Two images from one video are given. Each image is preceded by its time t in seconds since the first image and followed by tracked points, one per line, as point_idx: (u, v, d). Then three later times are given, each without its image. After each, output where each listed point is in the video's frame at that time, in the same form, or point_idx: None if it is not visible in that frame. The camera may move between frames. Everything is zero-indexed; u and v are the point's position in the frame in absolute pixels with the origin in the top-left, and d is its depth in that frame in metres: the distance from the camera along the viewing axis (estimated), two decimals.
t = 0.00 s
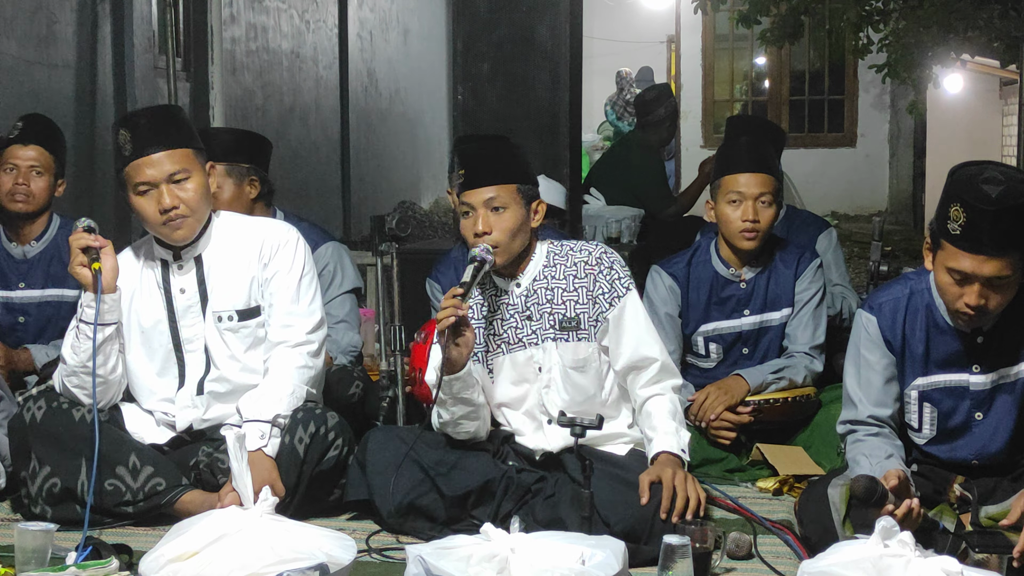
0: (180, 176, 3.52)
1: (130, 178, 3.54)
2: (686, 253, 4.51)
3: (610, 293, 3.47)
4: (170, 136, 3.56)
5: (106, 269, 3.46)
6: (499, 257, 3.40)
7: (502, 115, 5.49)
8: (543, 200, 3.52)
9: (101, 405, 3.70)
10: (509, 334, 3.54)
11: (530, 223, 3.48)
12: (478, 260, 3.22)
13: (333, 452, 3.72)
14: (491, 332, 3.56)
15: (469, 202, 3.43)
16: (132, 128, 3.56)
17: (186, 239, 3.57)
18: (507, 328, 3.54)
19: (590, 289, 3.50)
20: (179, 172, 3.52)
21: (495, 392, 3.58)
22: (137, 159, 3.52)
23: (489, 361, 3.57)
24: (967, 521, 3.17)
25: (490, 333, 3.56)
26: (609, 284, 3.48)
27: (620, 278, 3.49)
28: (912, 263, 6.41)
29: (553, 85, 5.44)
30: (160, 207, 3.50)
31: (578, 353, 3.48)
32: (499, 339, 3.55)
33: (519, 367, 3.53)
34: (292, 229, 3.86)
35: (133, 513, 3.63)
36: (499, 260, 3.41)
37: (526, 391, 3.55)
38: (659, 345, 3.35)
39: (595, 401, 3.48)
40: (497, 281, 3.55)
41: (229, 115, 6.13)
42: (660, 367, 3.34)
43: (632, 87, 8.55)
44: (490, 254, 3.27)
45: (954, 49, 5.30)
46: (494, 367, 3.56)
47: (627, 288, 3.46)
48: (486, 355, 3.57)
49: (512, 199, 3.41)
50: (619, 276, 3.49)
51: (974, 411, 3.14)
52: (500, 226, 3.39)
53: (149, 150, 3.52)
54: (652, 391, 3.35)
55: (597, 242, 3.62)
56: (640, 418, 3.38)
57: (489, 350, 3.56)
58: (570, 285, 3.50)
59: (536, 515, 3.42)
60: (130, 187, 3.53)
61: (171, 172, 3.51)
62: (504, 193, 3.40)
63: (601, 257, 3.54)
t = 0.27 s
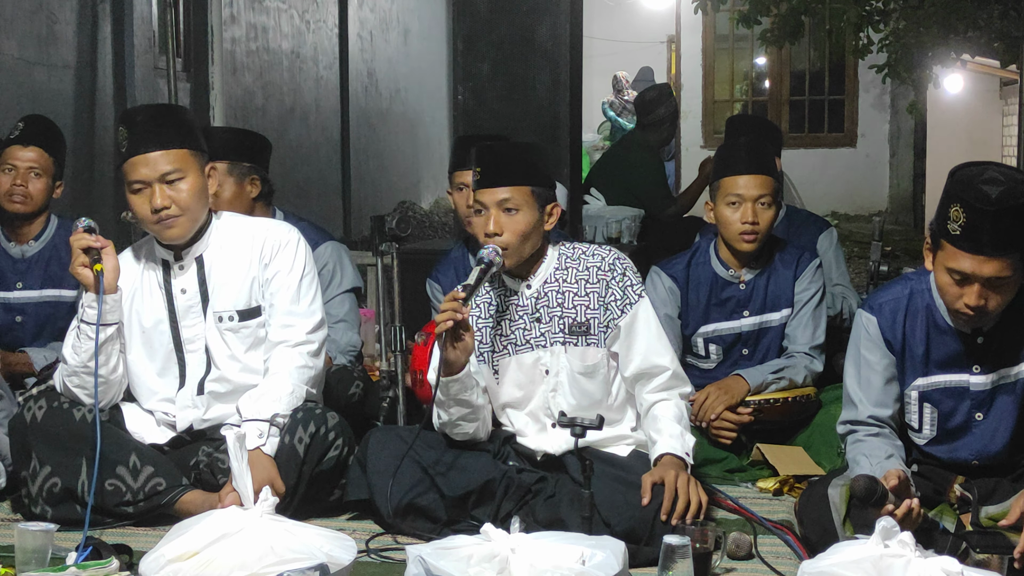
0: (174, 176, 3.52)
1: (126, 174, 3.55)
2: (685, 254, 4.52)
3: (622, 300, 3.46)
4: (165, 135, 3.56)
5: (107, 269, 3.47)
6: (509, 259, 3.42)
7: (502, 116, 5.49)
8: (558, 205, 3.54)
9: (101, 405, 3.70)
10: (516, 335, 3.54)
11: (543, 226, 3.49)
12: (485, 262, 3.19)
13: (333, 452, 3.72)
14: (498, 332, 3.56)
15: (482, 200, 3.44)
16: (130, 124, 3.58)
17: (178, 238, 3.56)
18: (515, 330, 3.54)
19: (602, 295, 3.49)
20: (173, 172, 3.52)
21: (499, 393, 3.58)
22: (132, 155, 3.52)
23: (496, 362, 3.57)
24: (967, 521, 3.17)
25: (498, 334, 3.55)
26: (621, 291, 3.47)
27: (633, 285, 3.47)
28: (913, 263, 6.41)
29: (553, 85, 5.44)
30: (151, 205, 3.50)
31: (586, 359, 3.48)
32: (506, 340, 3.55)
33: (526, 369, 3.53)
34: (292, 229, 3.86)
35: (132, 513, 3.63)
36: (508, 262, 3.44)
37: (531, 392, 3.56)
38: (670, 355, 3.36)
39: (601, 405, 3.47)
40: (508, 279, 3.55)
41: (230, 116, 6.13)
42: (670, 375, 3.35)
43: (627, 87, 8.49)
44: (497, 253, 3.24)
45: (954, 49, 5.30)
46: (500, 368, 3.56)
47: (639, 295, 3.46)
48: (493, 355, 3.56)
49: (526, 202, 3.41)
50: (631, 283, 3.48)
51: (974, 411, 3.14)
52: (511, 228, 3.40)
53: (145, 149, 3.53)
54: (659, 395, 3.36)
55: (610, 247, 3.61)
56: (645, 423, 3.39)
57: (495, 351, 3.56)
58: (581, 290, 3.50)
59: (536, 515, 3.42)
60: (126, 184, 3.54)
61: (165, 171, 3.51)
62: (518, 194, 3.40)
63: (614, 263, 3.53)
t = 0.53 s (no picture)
0: (172, 172, 3.53)
1: (126, 171, 3.57)
2: (685, 254, 4.52)
3: (627, 305, 3.46)
4: (164, 132, 3.56)
5: (109, 269, 3.47)
6: (510, 261, 3.41)
7: (503, 116, 5.49)
8: (562, 206, 3.56)
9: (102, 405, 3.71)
10: (519, 337, 3.54)
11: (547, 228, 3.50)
12: (485, 263, 3.20)
13: (333, 452, 3.72)
14: (500, 333, 3.55)
15: (485, 202, 3.45)
16: (129, 121, 3.58)
17: (173, 236, 3.55)
18: (518, 331, 3.54)
19: (606, 299, 3.49)
20: (172, 168, 3.53)
21: (501, 394, 3.58)
22: (133, 151, 3.54)
23: (497, 364, 3.56)
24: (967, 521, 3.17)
25: (501, 335, 3.55)
26: (626, 294, 3.48)
27: (637, 289, 3.49)
28: (913, 263, 6.40)
29: (554, 85, 5.44)
30: (147, 202, 3.51)
31: (589, 363, 3.48)
32: (508, 341, 3.55)
33: (528, 371, 3.53)
34: (293, 229, 3.86)
35: (132, 513, 3.63)
36: (510, 263, 3.42)
37: (532, 393, 3.56)
38: (675, 360, 3.37)
39: (604, 408, 3.49)
40: (511, 280, 3.55)
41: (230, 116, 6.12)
42: (676, 379, 3.36)
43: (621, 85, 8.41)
44: (500, 256, 3.26)
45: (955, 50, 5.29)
46: (501, 369, 3.56)
47: (644, 298, 3.47)
48: (494, 356, 3.56)
49: (528, 203, 3.42)
50: (636, 286, 3.49)
51: (974, 411, 3.15)
52: (513, 230, 3.40)
53: (144, 145, 3.54)
54: (662, 397, 3.37)
55: (615, 250, 3.61)
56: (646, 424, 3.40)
57: (498, 352, 3.55)
58: (585, 293, 3.50)
59: (536, 516, 3.41)
60: (125, 181, 3.55)
61: (164, 168, 3.52)
62: (522, 196, 3.42)
63: (619, 266, 3.54)
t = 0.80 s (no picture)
0: (172, 174, 3.53)
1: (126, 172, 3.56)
2: (682, 252, 4.52)
3: (625, 306, 3.47)
4: (165, 133, 3.56)
5: (110, 269, 3.47)
6: (508, 262, 3.41)
7: (503, 116, 5.48)
8: (560, 207, 3.54)
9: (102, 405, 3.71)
10: (517, 338, 3.54)
11: (544, 229, 3.50)
12: (482, 265, 3.20)
13: (333, 452, 3.72)
14: (499, 334, 3.55)
15: (483, 202, 3.45)
16: (130, 122, 3.58)
17: (174, 236, 3.54)
18: (516, 332, 3.54)
19: (604, 300, 3.50)
20: (172, 170, 3.53)
21: (500, 395, 3.58)
22: (132, 152, 3.54)
23: (496, 364, 3.56)
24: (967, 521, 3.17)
25: (499, 336, 3.55)
26: (624, 295, 3.49)
27: (635, 290, 3.49)
28: (913, 263, 6.40)
29: (554, 84, 5.44)
30: (148, 202, 3.50)
31: (588, 364, 3.48)
32: (507, 342, 3.55)
33: (526, 372, 3.53)
34: (292, 229, 3.86)
35: (133, 513, 3.63)
36: (505, 264, 3.41)
37: (531, 395, 3.56)
38: (674, 361, 3.38)
39: (603, 409, 3.49)
40: (509, 281, 3.55)
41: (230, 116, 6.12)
42: (675, 381, 3.37)
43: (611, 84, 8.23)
44: (496, 258, 3.25)
45: (955, 49, 5.29)
46: (500, 370, 3.56)
47: (642, 300, 3.48)
48: (493, 357, 3.56)
49: (526, 204, 3.42)
50: (634, 288, 3.50)
51: (974, 413, 3.15)
52: (510, 231, 3.40)
53: (144, 146, 3.53)
54: (661, 398, 3.38)
55: (613, 252, 3.62)
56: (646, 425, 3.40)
57: (496, 352, 3.55)
58: (583, 295, 3.50)
59: (536, 516, 3.42)
60: (126, 182, 3.55)
61: (164, 168, 3.52)
62: (518, 197, 3.42)
63: (617, 268, 3.54)
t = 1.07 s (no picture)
0: (172, 172, 3.53)
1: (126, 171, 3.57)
2: (676, 251, 4.53)
3: (624, 306, 3.47)
4: (165, 132, 3.56)
5: (109, 269, 3.47)
6: (505, 262, 3.40)
7: (503, 116, 5.48)
8: (558, 208, 3.54)
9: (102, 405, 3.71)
10: (517, 338, 3.54)
11: (542, 228, 3.50)
12: (481, 266, 3.20)
13: (333, 452, 3.72)
14: (498, 334, 3.55)
15: (480, 203, 3.45)
16: (130, 120, 3.58)
17: (174, 235, 3.54)
18: (516, 333, 3.54)
19: (604, 301, 3.50)
20: (172, 168, 3.53)
21: (499, 395, 3.58)
22: (132, 150, 3.54)
23: (495, 364, 3.56)
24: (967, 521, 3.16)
25: (498, 336, 3.55)
26: (624, 296, 3.49)
27: (634, 291, 3.50)
28: (913, 263, 6.39)
29: (554, 84, 5.44)
30: (149, 201, 3.50)
31: (587, 364, 3.49)
32: (506, 342, 3.54)
33: (526, 373, 3.53)
34: (292, 229, 3.86)
35: (133, 513, 3.63)
36: (505, 266, 3.41)
37: (530, 395, 3.56)
38: (674, 361, 3.38)
39: (602, 409, 3.49)
40: (509, 281, 3.55)
41: (230, 116, 6.12)
42: (674, 381, 3.37)
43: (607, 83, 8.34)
44: (494, 258, 3.25)
45: (955, 49, 5.28)
46: (500, 370, 3.56)
47: (641, 301, 3.48)
48: (492, 357, 3.56)
49: (524, 204, 3.42)
50: (633, 288, 3.50)
51: (977, 416, 3.15)
52: (508, 232, 3.39)
53: (144, 144, 3.54)
54: (661, 398, 3.37)
55: (613, 252, 3.62)
56: (646, 425, 3.40)
57: (496, 352, 3.55)
58: (583, 295, 3.50)
59: (536, 516, 3.42)
60: (126, 180, 3.55)
61: (164, 167, 3.52)
62: (516, 197, 3.42)
63: (616, 268, 3.53)
